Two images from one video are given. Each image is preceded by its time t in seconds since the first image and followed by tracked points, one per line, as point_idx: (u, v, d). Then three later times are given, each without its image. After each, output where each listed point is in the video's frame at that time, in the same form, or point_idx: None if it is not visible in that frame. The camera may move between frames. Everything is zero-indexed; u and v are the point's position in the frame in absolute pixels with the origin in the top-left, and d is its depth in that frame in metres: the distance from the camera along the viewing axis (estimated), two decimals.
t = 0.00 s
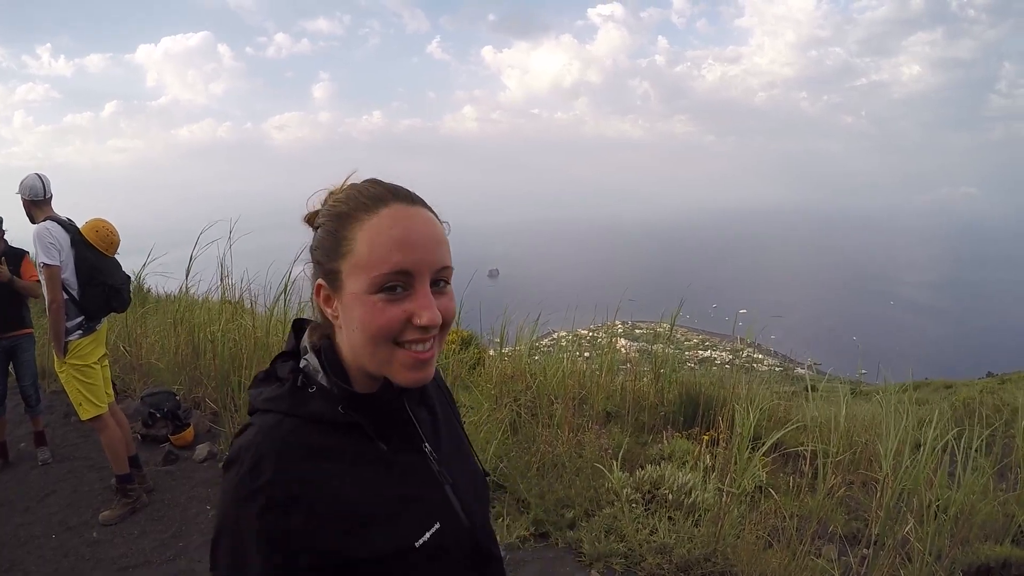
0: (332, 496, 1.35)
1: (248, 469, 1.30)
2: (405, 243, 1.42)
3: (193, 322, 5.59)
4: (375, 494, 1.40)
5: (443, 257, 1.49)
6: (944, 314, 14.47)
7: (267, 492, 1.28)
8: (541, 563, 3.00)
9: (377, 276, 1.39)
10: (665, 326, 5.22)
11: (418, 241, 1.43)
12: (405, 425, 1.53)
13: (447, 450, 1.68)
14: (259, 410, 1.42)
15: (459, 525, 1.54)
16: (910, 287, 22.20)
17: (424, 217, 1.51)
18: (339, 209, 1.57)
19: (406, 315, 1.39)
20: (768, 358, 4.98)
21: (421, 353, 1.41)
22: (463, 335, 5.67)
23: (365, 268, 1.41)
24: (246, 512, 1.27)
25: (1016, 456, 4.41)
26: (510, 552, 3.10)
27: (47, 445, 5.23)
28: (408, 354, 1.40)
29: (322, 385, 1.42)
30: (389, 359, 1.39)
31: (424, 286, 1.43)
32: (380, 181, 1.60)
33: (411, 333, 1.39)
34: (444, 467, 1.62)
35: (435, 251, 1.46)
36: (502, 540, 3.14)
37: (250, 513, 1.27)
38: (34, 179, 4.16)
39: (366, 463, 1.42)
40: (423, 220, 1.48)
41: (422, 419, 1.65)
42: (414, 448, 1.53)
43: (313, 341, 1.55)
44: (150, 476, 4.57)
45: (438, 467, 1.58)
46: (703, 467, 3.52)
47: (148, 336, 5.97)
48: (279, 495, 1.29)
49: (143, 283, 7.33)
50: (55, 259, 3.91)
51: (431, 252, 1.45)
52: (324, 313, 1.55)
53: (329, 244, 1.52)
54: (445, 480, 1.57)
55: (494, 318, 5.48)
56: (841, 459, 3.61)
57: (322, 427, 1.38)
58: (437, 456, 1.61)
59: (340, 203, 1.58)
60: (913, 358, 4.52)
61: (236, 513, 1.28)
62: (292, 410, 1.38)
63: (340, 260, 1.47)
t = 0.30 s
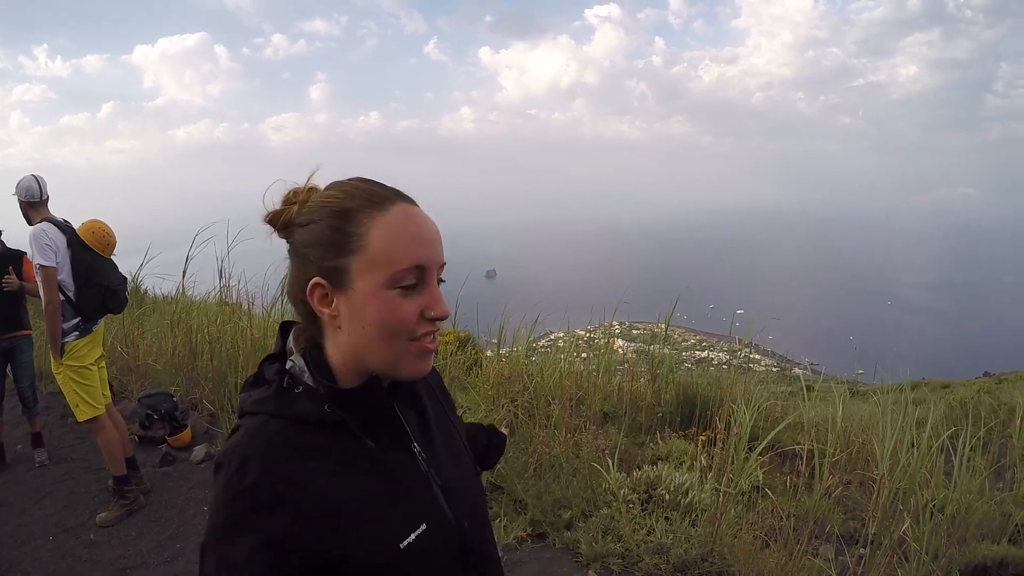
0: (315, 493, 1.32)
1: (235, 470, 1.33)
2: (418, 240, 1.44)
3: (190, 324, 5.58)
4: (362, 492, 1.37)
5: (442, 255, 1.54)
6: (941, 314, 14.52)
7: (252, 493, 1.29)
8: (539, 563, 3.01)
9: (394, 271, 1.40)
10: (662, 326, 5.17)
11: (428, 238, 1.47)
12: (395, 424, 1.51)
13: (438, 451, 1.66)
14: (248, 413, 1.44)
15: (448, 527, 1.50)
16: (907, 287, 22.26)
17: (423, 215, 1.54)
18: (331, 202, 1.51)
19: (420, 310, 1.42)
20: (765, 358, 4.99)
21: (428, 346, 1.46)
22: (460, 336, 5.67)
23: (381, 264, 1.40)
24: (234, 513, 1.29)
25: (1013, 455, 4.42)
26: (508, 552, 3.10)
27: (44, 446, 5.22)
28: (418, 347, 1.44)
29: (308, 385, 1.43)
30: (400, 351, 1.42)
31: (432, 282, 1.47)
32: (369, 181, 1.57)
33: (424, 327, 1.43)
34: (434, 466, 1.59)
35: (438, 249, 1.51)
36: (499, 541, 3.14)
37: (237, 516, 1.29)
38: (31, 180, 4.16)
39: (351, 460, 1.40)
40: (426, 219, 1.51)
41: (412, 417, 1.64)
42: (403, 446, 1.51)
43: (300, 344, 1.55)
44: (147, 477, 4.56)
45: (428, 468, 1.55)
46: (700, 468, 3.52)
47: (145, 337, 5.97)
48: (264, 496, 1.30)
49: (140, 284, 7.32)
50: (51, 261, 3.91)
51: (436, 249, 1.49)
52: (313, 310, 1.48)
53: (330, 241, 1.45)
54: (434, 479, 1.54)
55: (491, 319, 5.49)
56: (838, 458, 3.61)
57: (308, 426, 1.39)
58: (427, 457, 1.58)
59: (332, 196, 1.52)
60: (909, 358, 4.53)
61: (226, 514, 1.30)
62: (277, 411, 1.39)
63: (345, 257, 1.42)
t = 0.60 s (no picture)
0: (297, 510, 1.33)
1: (220, 484, 1.33)
2: (413, 245, 1.46)
3: (188, 327, 5.57)
4: (346, 506, 1.38)
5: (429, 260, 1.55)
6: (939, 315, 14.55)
7: (234, 511, 1.30)
8: (536, 566, 3.01)
9: (391, 274, 1.40)
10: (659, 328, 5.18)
11: (421, 244, 1.49)
12: (381, 433, 1.49)
13: (428, 457, 1.64)
14: (233, 427, 1.44)
15: (437, 535, 1.49)
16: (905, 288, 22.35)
17: (411, 222, 1.55)
18: (318, 207, 1.49)
19: (415, 312, 1.43)
20: (763, 359, 4.99)
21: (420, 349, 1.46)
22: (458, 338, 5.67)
23: (378, 267, 1.40)
24: (218, 527, 1.30)
25: (1010, 455, 4.43)
26: (505, 555, 3.10)
27: (41, 450, 5.21)
28: (412, 350, 1.44)
29: (291, 399, 1.42)
30: (395, 355, 1.41)
31: (424, 287, 1.48)
32: (353, 185, 1.56)
33: (420, 331, 1.44)
34: (424, 474, 1.58)
35: (428, 254, 1.53)
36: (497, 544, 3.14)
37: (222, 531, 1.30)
38: (28, 184, 4.15)
39: (334, 475, 1.39)
40: (416, 225, 1.53)
41: (400, 426, 1.62)
42: (389, 456, 1.49)
43: (283, 356, 1.53)
44: (145, 481, 4.55)
45: (417, 477, 1.54)
46: (698, 469, 3.53)
47: (142, 341, 5.96)
48: (246, 513, 1.30)
49: (137, 288, 7.32)
50: (48, 265, 3.90)
51: (427, 255, 1.51)
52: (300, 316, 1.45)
53: (321, 243, 1.43)
54: (422, 488, 1.53)
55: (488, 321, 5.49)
56: (836, 459, 3.62)
57: (290, 441, 1.38)
58: (416, 465, 1.57)
59: (319, 201, 1.51)
60: (906, 358, 4.53)
61: (210, 527, 1.31)
62: (261, 425, 1.38)
63: (340, 260, 1.41)
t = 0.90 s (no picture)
0: (287, 512, 1.33)
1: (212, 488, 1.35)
2: (389, 247, 1.45)
3: (186, 326, 5.57)
4: (336, 507, 1.38)
5: (413, 260, 1.54)
6: (937, 316, 14.55)
7: (227, 513, 1.31)
8: (533, 566, 3.00)
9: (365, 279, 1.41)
10: (658, 328, 5.19)
11: (399, 245, 1.48)
12: (369, 436, 1.50)
13: (421, 459, 1.63)
14: (225, 430, 1.46)
15: (428, 537, 1.49)
16: (903, 289, 22.38)
17: (394, 222, 1.54)
18: (301, 212, 1.52)
19: (391, 316, 1.42)
20: (761, 360, 5.00)
21: (400, 352, 1.46)
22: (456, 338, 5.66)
23: (352, 272, 1.41)
24: (213, 529, 1.32)
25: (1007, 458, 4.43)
26: (502, 555, 3.10)
27: (39, 448, 5.20)
28: (389, 354, 1.44)
29: (279, 403, 1.42)
30: (372, 359, 1.42)
31: (403, 288, 1.47)
32: (334, 187, 1.57)
33: (396, 334, 1.44)
34: (415, 476, 1.57)
35: (409, 254, 1.52)
36: (494, 544, 3.14)
37: (219, 533, 1.31)
38: (27, 182, 4.15)
39: (322, 478, 1.39)
40: (397, 225, 1.51)
41: (390, 427, 1.61)
42: (377, 459, 1.50)
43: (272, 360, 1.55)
44: (142, 479, 4.55)
45: (407, 479, 1.53)
46: (695, 470, 3.53)
47: (140, 339, 5.95)
48: (239, 515, 1.31)
49: (136, 286, 7.31)
50: (46, 263, 3.89)
51: (407, 256, 1.50)
52: (285, 321, 1.50)
53: (297, 248, 1.46)
54: (413, 490, 1.52)
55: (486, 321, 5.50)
56: (833, 461, 3.62)
57: (279, 443, 1.39)
58: (407, 467, 1.56)
59: (303, 205, 1.53)
60: (905, 360, 4.53)
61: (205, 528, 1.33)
62: (251, 429, 1.40)
63: (314, 265, 1.44)
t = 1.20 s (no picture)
0: (279, 485, 1.33)
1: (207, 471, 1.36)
2: (342, 247, 1.51)
3: (173, 326, 5.52)
4: (325, 487, 1.41)
5: (375, 255, 1.60)
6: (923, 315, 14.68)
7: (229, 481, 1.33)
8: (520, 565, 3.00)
9: (318, 280, 1.49)
10: (647, 327, 5.14)
11: (355, 243, 1.53)
12: (350, 426, 1.53)
13: (402, 451, 1.66)
14: (208, 423, 1.48)
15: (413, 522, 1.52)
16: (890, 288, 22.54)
17: (354, 219, 1.59)
18: (267, 214, 1.61)
19: (346, 314, 1.50)
20: (748, 358, 5.03)
21: (361, 347, 1.55)
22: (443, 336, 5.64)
23: (306, 274, 1.49)
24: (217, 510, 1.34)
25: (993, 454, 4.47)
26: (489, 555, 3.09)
27: (23, 451, 5.14)
28: (350, 349, 1.53)
29: (262, 393, 1.48)
30: (332, 355, 1.52)
31: (361, 286, 1.54)
32: (297, 188, 1.64)
33: (354, 331, 1.52)
34: (398, 467, 1.59)
35: (369, 251, 1.57)
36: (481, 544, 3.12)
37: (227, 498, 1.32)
38: (10, 181, 4.09)
39: (307, 463, 1.42)
40: (355, 223, 1.57)
41: (369, 418, 1.66)
42: (359, 446, 1.53)
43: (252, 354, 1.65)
44: (128, 481, 4.50)
45: (390, 468, 1.55)
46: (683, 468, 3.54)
47: (126, 340, 5.89)
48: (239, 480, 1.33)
49: (122, 286, 7.23)
50: (30, 263, 3.84)
51: (366, 253, 1.55)
52: (257, 321, 1.62)
53: (262, 251, 1.57)
54: (396, 477, 1.55)
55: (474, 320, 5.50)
56: (821, 458, 3.63)
57: (264, 431, 1.41)
58: (389, 458, 1.59)
59: (268, 208, 1.62)
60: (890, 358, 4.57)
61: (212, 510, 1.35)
62: (234, 419, 1.42)
63: (276, 267, 1.54)
